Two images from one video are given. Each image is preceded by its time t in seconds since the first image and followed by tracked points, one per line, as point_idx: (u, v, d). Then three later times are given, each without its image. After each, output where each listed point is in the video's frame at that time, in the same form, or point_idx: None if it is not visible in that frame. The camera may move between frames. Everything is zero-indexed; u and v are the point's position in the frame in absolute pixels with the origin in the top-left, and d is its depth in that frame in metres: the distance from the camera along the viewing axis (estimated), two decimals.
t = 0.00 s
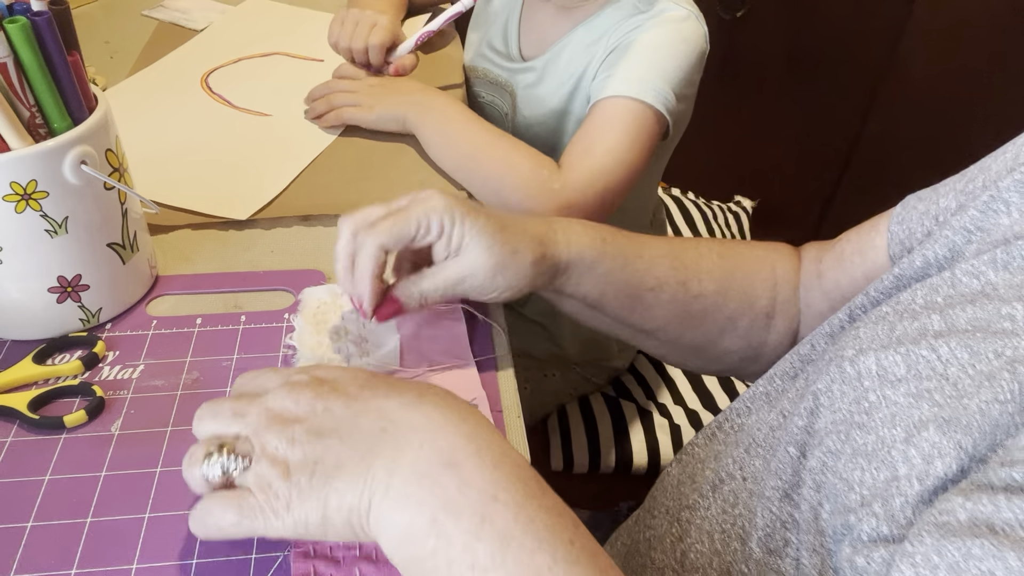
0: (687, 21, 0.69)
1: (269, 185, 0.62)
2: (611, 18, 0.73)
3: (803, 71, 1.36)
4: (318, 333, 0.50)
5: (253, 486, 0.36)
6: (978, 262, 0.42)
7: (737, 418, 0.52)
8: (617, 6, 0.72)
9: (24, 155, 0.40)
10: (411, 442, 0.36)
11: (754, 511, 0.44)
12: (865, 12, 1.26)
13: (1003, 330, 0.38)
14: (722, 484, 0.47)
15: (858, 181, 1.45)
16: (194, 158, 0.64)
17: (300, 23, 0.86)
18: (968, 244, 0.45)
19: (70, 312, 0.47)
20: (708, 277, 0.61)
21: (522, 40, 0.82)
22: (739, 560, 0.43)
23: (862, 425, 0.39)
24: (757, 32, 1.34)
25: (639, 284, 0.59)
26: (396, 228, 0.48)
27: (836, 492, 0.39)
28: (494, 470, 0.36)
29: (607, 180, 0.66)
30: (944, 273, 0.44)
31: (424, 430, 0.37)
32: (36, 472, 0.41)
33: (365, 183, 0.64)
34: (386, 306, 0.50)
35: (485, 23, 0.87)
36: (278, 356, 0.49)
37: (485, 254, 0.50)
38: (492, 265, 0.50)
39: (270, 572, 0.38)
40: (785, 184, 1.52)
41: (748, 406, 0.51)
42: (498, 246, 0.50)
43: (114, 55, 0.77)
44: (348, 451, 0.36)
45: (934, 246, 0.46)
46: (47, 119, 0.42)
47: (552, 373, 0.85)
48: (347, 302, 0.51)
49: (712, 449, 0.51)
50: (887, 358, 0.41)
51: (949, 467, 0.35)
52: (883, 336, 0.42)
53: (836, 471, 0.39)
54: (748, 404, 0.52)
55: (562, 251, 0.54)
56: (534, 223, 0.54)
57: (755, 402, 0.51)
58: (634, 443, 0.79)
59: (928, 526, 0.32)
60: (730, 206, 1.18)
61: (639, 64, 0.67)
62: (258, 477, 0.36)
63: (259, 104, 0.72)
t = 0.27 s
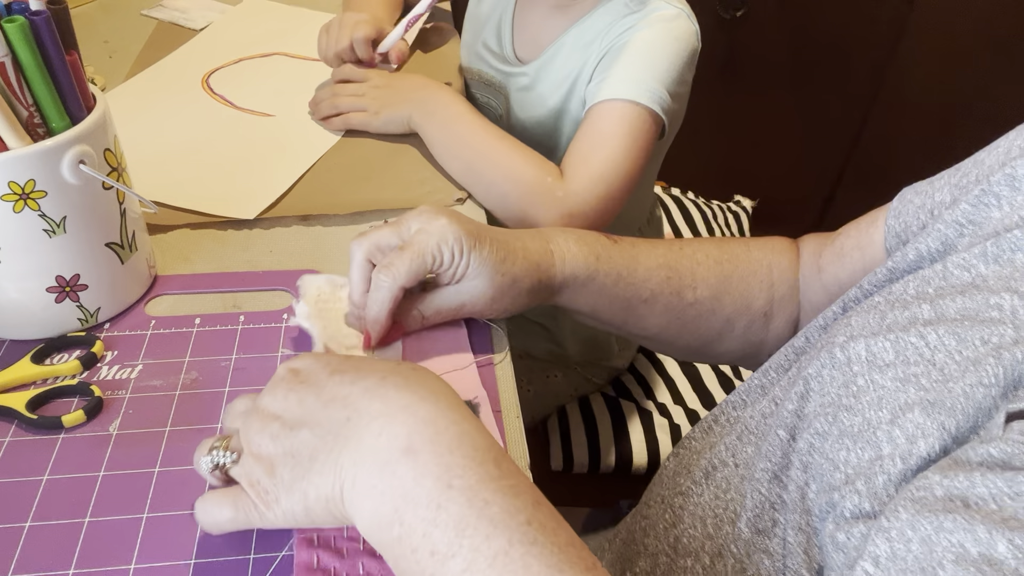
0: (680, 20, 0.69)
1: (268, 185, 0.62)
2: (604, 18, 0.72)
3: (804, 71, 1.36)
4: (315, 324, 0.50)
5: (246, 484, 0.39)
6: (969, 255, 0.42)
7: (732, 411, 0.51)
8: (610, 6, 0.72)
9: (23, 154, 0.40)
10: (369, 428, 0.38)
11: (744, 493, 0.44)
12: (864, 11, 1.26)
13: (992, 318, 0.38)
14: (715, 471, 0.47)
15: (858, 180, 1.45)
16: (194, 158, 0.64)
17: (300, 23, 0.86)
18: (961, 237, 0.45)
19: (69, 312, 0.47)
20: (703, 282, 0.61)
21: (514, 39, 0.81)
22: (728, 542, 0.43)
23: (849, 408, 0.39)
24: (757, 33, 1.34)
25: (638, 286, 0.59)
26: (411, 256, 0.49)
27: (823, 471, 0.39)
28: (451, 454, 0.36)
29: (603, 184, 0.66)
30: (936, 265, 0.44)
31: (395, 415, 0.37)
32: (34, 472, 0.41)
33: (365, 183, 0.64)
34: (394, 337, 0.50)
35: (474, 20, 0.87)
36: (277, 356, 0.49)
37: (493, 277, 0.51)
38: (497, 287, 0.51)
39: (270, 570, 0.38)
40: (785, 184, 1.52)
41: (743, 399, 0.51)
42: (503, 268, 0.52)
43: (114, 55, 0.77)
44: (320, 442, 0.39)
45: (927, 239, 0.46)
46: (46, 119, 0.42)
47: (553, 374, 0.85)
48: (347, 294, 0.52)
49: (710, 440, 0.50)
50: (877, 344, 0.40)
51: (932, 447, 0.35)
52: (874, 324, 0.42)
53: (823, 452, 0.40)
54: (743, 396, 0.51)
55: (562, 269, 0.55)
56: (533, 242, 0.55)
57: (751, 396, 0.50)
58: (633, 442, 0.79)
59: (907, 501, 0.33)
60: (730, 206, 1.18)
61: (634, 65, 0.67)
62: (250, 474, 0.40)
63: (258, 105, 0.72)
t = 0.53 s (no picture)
0: (674, 16, 0.69)
1: (268, 185, 0.62)
2: (598, 15, 0.72)
3: (806, 66, 1.36)
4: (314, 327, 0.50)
5: (257, 515, 0.38)
6: (961, 261, 0.42)
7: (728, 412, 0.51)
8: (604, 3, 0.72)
9: (23, 154, 0.40)
10: (370, 478, 0.36)
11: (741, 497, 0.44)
12: (864, 11, 1.27)
13: (984, 323, 0.38)
14: (713, 474, 0.47)
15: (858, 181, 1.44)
16: (194, 157, 0.64)
17: (300, 22, 0.86)
18: (953, 241, 0.45)
19: (70, 312, 0.47)
20: (704, 289, 0.61)
21: (510, 41, 0.81)
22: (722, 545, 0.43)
23: (843, 412, 0.39)
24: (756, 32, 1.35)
25: (639, 291, 0.58)
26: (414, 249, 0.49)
27: (817, 475, 0.39)
28: (446, 511, 0.35)
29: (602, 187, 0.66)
30: (930, 270, 0.44)
31: (395, 468, 0.36)
32: (35, 472, 0.41)
33: (365, 183, 0.64)
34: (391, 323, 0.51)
35: (468, 24, 0.86)
36: (277, 356, 0.49)
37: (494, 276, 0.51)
38: (499, 285, 0.51)
39: (270, 571, 0.38)
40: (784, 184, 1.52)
41: (741, 402, 0.51)
42: (506, 267, 0.51)
43: (114, 54, 0.76)
44: (323, 483, 0.38)
45: (920, 244, 0.46)
46: (46, 118, 0.42)
47: (554, 381, 0.85)
48: (347, 298, 0.52)
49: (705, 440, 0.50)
50: (870, 348, 0.40)
51: (925, 451, 0.35)
52: (868, 329, 0.42)
53: (817, 456, 0.39)
54: (740, 400, 0.51)
55: (565, 270, 0.55)
56: (535, 241, 0.55)
57: (747, 398, 0.50)
58: (633, 441, 0.79)
59: (900, 505, 0.33)
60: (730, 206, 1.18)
61: (630, 65, 0.66)
62: (261, 507, 0.38)
63: (259, 105, 0.72)
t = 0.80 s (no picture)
0: (671, 16, 0.68)
1: (268, 185, 0.62)
2: (595, 16, 0.72)
3: (806, 67, 1.36)
4: (319, 327, 0.49)
5: (268, 523, 0.38)
6: (961, 267, 0.42)
7: (728, 416, 0.51)
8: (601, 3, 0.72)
9: (23, 154, 0.40)
10: (387, 493, 0.37)
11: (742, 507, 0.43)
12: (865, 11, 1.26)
13: (985, 332, 0.38)
14: (715, 480, 0.46)
15: (858, 181, 1.44)
16: (193, 158, 0.64)
17: (300, 23, 0.86)
18: (953, 247, 0.45)
19: (69, 312, 0.47)
20: (704, 292, 0.61)
21: (508, 43, 0.81)
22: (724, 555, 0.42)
23: (844, 423, 0.39)
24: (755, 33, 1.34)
25: (639, 294, 0.58)
26: (416, 259, 0.49)
27: (818, 488, 0.38)
28: (458, 524, 0.35)
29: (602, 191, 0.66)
30: (929, 277, 0.43)
31: (410, 484, 0.36)
32: (35, 472, 0.41)
33: (365, 183, 0.64)
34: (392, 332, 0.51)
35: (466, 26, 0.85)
36: (277, 356, 0.49)
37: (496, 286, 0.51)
38: (500, 295, 0.51)
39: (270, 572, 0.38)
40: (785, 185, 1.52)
41: (741, 406, 0.51)
42: (507, 277, 0.51)
43: (114, 55, 0.76)
44: (337, 495, 0.37)
45: (920, 249, 0.46)
46: (46, 119, 0.42)
47: (557, 380, 0.84)
48: (348, 291, 0.52)
49: (704, 444, 0.50)
50: (871, 357, 0.40)
51: (927, 463, 0.35)
52: (868, 337, 0.42)
53: (818, 467, 0.39)
54: (741, 404, 0.51)
55: (566, 277, 0.55)
56: (536, 247, 0.55)
57: (748, 403, 0.50)
58: (633, 440, 0.79)
59: (903, 521, 0.33)
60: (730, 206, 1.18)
61: (628, 66, 0.66)
62: (272, 515, 0.38)
63: (260, 104, 0.72)
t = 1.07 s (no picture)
0: (671, 19, 0.68)
1: (268, 185, 0.62)
2: (595, 18, 0.72)
3: (806, 68, 1.36)
4: (320, 326, 0.49)
5: (269, 524, 0.38)
6: (964, 268, 0.42)
7: (730, 417, 0.51)
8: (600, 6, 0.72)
9: (23, 154, 0.40)
10: (388, 495, 0.37)
11: (746, 509, 0.43)
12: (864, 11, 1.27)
13: (989, 334, 0.38)
14: (718, 482, 0.46)
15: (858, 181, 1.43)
16: (193, 158, 0.64)
17: (301, 23, 0.86)
18: (956, 248, 0.45)
19: (70, 312, 0.47)
20: (706, 294, 0.61)
21: (508, 45, 0.81)
22: (728, 558, 0.42)
23: (847, 425, 0.39)
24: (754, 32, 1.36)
25: (641, 296, 0.58)
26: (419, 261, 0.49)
27: (822, 491, 0.38)
28: (460, 527, 0.35)
29: (602, 194, 0.66)
30: (932, 277, 0.43)
31: (412, 487, 0.36)
32: (35, 472, 0.41)
33: (365, 182, 0.64)
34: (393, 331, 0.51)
35: (465, 28, 0.85)
36: (277, 356, 0.49)
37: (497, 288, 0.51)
38: (501, 297, 0.51)
39: (270, 571, 0.38)
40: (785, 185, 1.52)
41: (743, 406, 0.51)
42: (509, 279, 0.51)
43: (113, 54, 0.76)
44: (338, 497, 0.37)
45: (923, 250, 0.46)
46: (46, 119, 0.42)
47: (558, 380, 0.84)
48: (348, 291, 0.53)
49: (706, 445, 0.50)
50: (874, 359, 0.40)
51: (931, 467, 0.35)
52: (871, 339, 0.42)
53: (822, 470, 0.39)
54: (743, 405, 0.51)
55: (567, 279, 0.56)
56: (537, 248, 0.55)
57: (751, 403, 0.50)
58: (634, 440, 0.79)
59: (907, 526, 0.33)
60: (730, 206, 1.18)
61: (627, 69, 0.66)
62: (273, 515, 0.38)
63: (262, 104, 0.72)
